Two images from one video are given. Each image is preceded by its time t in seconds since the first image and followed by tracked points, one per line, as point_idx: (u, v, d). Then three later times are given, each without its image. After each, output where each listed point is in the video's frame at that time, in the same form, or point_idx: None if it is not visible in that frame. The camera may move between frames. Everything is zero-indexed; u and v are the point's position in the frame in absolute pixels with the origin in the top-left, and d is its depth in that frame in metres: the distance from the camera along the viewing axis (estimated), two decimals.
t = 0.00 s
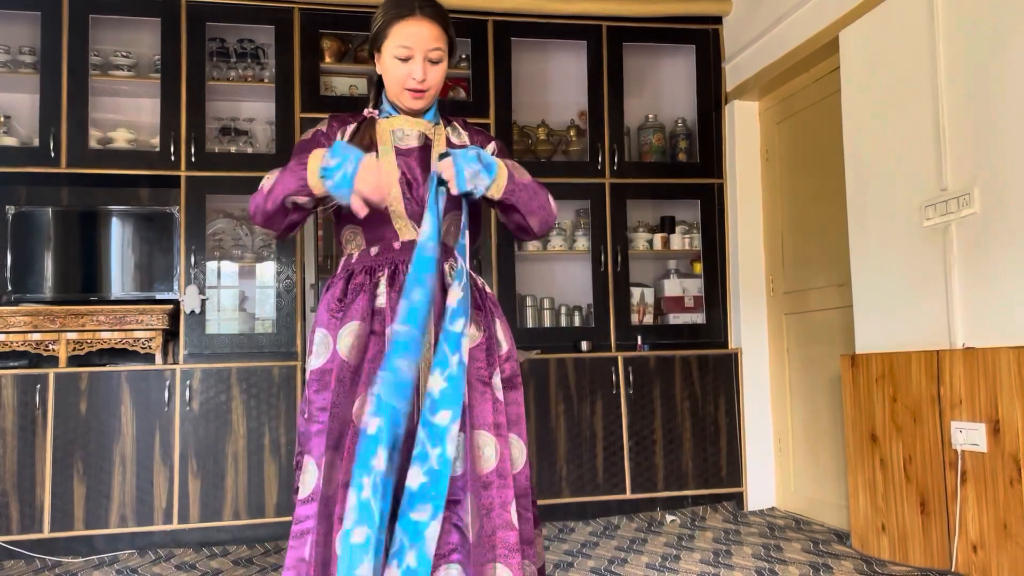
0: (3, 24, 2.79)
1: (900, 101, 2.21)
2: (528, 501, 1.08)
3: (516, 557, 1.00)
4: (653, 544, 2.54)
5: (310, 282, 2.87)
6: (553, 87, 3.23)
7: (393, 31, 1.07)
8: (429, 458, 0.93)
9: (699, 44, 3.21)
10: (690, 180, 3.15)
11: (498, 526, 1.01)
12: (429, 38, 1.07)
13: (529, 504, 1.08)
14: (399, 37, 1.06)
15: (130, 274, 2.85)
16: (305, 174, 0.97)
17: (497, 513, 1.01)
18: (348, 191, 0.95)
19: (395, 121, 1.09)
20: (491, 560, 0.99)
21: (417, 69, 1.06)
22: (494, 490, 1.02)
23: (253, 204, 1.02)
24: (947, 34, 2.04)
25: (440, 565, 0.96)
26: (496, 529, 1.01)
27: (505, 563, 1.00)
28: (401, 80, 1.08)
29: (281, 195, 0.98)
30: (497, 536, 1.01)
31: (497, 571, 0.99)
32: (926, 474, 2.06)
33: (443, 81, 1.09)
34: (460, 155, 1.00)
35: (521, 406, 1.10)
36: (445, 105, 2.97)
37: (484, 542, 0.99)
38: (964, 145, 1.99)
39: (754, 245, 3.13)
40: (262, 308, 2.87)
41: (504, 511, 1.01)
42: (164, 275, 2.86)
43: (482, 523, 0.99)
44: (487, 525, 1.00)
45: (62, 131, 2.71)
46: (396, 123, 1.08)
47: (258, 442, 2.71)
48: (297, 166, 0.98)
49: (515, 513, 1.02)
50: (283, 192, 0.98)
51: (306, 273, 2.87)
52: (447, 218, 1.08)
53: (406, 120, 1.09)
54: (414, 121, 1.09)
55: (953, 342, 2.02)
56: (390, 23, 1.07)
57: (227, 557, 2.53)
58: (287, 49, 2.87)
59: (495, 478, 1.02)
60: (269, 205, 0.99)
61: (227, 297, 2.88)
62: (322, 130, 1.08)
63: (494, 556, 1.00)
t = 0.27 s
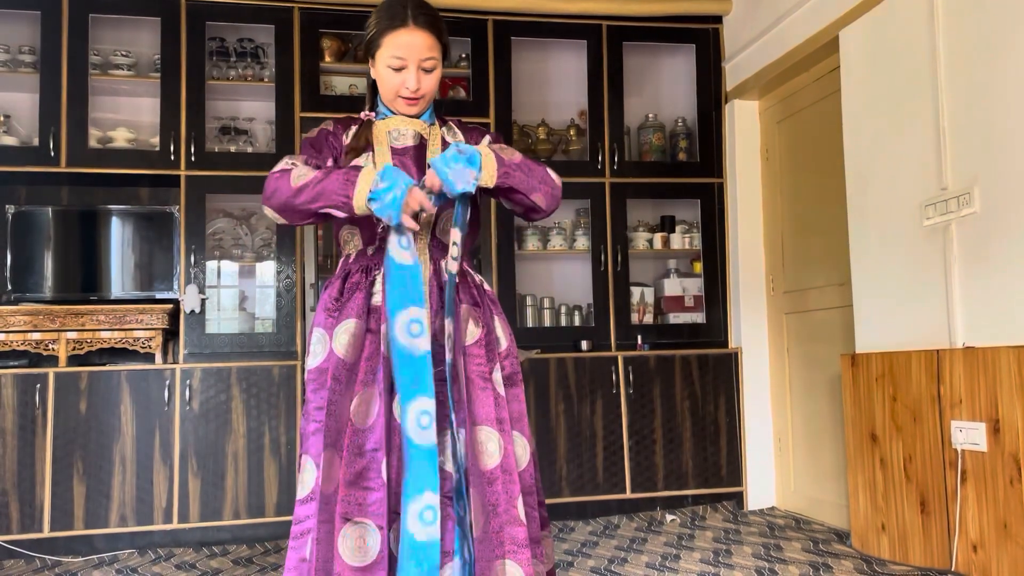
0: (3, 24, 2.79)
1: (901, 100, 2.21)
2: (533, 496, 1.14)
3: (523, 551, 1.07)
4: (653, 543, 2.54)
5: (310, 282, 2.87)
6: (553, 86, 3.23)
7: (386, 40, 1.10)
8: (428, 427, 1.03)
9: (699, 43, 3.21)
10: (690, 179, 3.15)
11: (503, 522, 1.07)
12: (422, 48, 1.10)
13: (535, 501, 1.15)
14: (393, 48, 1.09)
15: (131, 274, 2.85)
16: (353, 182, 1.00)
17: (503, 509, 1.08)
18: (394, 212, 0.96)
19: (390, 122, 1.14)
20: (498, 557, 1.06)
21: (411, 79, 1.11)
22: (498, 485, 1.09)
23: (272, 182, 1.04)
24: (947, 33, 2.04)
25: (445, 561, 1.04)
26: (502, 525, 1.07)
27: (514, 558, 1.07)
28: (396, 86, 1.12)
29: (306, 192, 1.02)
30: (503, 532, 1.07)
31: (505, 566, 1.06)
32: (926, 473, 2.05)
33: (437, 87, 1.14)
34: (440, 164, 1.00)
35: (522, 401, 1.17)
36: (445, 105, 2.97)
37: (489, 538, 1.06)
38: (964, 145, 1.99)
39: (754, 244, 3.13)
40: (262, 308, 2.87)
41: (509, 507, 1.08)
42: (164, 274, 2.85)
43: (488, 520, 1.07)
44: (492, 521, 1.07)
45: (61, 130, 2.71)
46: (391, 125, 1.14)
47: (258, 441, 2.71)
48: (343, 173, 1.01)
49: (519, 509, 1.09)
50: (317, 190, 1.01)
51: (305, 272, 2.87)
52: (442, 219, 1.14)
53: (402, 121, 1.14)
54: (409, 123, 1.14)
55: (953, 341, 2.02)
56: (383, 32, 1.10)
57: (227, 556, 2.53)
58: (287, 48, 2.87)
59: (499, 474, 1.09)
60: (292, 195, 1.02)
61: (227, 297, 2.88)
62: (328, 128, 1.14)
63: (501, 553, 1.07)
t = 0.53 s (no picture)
0: (3, 23, 2.79)
1: (901, 99, 2.21)
2: (541, 495, 1.15)
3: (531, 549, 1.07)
4: (653, 543, 2.54)
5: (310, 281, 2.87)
6: (553, 85, 3.23)
7: (391, 40, 1.11)
8: (413, 399, 1.04)
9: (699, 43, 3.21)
10: (690, 179, 3.15)
11: (511, 521, 1.08)
12: (427, 49, 1.11)
13: (542, 498, 1.15)
14: (398, 48, 1.11)
15: (130, 274, 2.85)
16: (340, 178, 1.01)
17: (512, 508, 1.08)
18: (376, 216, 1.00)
19: (392, 121, 1.15)
20: (507, 555, 1.07)
21: (417, 81, 1.12)
22: (505, 485, 1.09)
23: (255, 165, 1.05)
24: (947, 33, 2.04)
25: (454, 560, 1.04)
26: (510, 525, 1.08)
27: (522, 557, 1.07)
28: (400, 86, 1.14)
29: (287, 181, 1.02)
30: (511, 532, 1.08)
31: (513, 565, 1.07)
32: (926, 473, 2.05)
33: (441, 88, 1.16)
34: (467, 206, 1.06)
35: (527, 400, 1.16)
36: (445, 104, 2.97)
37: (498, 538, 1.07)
38: (964, 145, 1.99)
39: (754, 244, 3.13)
40: (262, 307, 2.87)
41: (517, 506, 1.09)
42: (164, 274, 2.85)
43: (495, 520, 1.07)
44: (499, 521, 1.08)
45: (61, 129, 2.71)
46: (393, 123, 1.15)
47: (259, 441, 2.71)
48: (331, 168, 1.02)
49: (527, 508, 1.10)
50: (300, 180, 1.02)
51: (306, 272, 2.87)
52: (448, 217, 1.13)
53: (404, 121, 1.15)
54: (411, 121, 1.15)
55: (953, 341, 2.02)
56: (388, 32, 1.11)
57: (227, 556, 2.53)
58: (287, 47, 2.87)
59: (507, 473, 1.09)
60: (274, 181, 1.03)
61: (227, 296, 2.88)
62: (326, 123, 1.13)
63: (509, 552, 1.07)
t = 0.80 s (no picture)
0: (2, 23, 2.79)
1: (901, 99, 2.21)
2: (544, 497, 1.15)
3: (534, 551, 1.08)
4: (653, 543, 2.54)
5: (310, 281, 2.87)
6: (552, 85, 3.23)
7: (399, 49, 1.08)
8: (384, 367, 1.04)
9: (699, 43, 3.21)
10: (690, 178, 3.15)
11: (515, 523, 1.08)
12: (435, 56, 1.09)
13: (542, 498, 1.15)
14: (407, 57, 1.08)
15: (130, 274, 2.86)
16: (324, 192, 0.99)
17: (514, 510, 1.08)
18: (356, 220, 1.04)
19: (397, 123, 1.14)
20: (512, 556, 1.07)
21: (423, 88, 1.11)
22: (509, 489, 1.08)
23: (240, 163, 1.02)
24: (947, 33, 2.04)
25: (460, 561, 1.03)
26: (514, 526, 1.08)
27: (525, 559, 1.07)
28: (407, 91, 1.12)
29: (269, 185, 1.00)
30: (514, 534, 1.08)
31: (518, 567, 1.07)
32: (926, 473, 2.05)
33: (448, 93, 1.14)
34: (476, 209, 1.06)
35: (529, 403, 1.15)
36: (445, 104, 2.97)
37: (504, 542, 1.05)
38: (964, 145, 1.99)
39: (754, 244, 3.13)
40: (262, 307, 2.87)
41: (521, 509, 1.08)
42: (163, 274, 2.85)
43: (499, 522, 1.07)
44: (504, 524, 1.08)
45: (61, 129, 2.71)
46: (398, 126, 1.13)
47: (258, 440, 2.71)
48: (313, 177, 1.00)
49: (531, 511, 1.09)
50: (281, 187, 1.00)
51: (305, 272, 2.87)
52: (453, 220, 1.11)
53: (409, 123, 1.14)
54: (418, 125, 1.14)
55: (953, 341, 2.02)
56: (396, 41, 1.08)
57: (226, 556, 2.53)
58: (287, 47, 2.87)
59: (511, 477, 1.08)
60: (256, 181, 1.00)
61: (226, 296, 2.88)
62: (325, 123, 1.11)
63: (513, 553, 1.07)
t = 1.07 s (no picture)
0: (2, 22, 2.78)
1: (900, 99, 2.21)
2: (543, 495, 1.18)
3: (530, 547, 1.12)
4: (652, 542, 2.55)
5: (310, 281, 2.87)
6: (552, 84, 3.22)
7: (396, 61, 1.12)
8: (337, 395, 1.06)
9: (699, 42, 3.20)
10: (690, 178, 3.15)
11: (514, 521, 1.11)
12: (431, 67, 1.12)
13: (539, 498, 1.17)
14: (404, 68, 1.11)
15: (129, 273, 2.86)
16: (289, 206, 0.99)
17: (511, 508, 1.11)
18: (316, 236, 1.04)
19: (395, 131, 1.17)
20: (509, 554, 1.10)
21: (421, 98, 1.14)
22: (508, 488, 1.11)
23: (231, 160, 1.04)
24: (947, 32, 2.04)
25: (459, 559, 1.06)
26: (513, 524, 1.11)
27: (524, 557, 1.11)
28: (404, 101, 1.15)
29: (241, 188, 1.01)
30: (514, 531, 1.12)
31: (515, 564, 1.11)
32: (925, 473, 2.05)
33: (445, 103, 1.17)
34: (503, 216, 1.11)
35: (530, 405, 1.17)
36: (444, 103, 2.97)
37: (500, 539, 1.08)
38: (964, 145, 1.99)
39: (754, 243, 3.13)
40: (262, 307, 2.87)
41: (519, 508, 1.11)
42: (163, 273, 2.86)
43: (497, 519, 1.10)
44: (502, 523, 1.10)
45: (60, 128, 2.70)
46: (395, 134, 1.16)
47: (258, 440, 2.71)
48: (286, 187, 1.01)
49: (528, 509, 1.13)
50: (254, 190, 1.01)
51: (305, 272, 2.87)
52: (450, 227, 1.15)
53: (407, 131, 1.17)
54: (415, 133, 1.17)
55: (953, 341, 2.02)
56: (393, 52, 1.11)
57: (226, 555, 2.53)
58: (286, 47, 2.87)
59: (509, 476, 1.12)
60: (235, 180, 1.02)
61: (226, 296, 2.88)
62: (323, 134, 1.15)
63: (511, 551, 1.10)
